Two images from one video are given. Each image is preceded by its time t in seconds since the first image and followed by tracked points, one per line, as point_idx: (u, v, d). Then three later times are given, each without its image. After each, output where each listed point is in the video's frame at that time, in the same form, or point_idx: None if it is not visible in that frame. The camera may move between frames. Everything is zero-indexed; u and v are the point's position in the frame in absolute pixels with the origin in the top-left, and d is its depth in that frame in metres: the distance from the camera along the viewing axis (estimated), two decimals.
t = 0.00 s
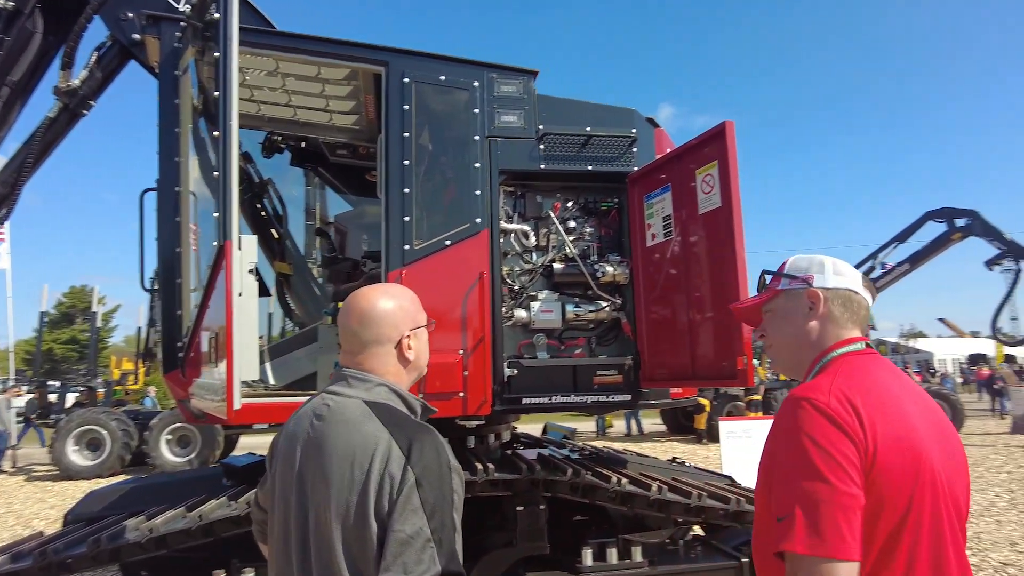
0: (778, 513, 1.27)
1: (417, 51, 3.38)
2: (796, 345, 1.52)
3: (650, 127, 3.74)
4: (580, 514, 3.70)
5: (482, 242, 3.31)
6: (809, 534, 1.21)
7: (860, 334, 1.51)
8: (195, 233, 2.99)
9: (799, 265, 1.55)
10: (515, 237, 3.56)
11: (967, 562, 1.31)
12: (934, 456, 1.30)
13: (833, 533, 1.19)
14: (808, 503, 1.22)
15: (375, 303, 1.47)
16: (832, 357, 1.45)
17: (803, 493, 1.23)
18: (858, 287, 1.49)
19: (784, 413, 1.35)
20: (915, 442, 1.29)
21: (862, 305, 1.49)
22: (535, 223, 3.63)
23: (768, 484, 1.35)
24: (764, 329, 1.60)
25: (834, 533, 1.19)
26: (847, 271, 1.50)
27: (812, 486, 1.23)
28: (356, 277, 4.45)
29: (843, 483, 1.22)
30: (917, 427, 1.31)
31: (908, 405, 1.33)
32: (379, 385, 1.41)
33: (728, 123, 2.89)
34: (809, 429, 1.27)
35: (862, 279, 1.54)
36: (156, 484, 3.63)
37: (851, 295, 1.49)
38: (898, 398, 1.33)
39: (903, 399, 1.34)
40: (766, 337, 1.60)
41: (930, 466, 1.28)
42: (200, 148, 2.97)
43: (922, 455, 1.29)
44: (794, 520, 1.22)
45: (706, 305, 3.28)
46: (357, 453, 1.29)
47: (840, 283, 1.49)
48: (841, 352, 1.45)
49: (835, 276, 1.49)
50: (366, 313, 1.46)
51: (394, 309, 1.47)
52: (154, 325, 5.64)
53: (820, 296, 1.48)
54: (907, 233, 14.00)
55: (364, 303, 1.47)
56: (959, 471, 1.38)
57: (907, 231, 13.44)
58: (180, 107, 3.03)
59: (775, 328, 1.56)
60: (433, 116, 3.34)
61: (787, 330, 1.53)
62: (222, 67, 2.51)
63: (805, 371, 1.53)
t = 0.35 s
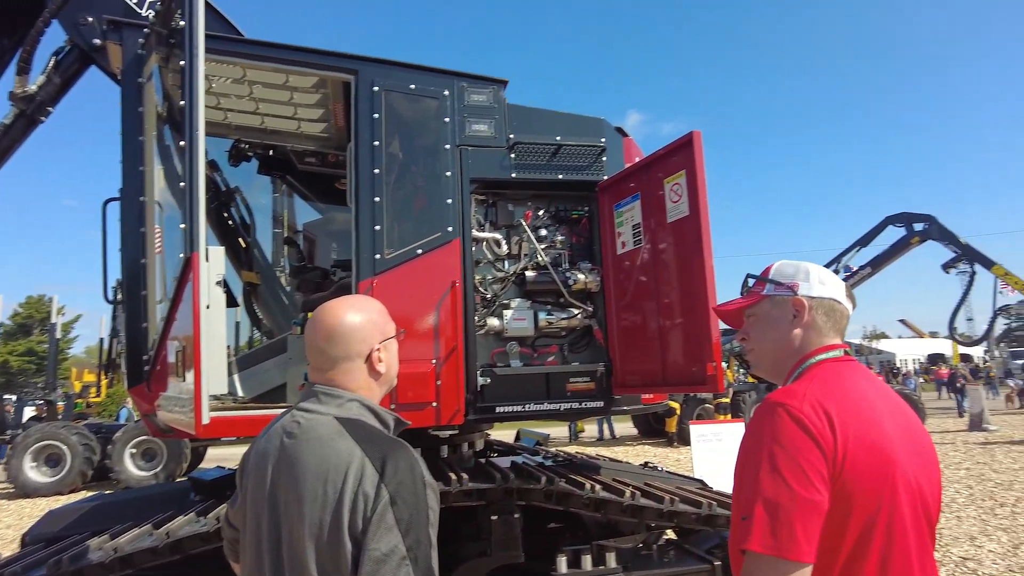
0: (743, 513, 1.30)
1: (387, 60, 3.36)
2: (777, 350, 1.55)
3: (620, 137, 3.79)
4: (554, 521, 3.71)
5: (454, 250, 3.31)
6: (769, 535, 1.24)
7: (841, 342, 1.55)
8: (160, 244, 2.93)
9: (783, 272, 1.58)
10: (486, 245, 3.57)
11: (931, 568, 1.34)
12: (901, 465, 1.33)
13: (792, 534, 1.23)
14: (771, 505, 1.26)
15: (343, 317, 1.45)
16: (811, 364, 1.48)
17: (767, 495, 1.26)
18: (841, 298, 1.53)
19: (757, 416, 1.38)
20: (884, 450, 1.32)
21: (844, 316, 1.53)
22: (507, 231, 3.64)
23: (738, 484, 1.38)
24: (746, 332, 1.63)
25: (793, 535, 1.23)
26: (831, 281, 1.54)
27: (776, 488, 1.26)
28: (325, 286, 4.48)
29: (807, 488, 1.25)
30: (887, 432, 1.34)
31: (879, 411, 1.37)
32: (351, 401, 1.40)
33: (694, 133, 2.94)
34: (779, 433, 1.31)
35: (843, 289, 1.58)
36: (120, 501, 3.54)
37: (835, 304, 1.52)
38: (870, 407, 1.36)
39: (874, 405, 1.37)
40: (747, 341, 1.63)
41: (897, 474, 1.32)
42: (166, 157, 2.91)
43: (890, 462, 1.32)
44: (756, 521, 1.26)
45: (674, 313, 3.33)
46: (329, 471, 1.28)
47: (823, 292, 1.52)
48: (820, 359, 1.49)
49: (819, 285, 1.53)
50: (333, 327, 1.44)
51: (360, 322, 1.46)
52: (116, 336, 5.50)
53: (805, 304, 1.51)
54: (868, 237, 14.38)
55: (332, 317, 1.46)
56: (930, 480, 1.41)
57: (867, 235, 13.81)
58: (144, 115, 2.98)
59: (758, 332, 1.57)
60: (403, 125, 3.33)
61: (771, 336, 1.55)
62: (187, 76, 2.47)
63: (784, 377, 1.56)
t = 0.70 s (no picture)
0: (736, 519, 1.30)
1: (369, 66, 3.36)
2: (756, 356, 1.57)
3: (601, 144, 3.82)
4: (537, 527, 3.70)
5: (436, 256, 3.31)
6: (765, 540, 1.24)
7: (817, 347, 1.57)
8: (137, 250, 2.90)
9: (759, 278, 1.60)
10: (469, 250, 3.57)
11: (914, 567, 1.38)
12: (884, 467, 1.36)
13: (787, 539, 1.23)
14: (765, 510, 1.26)
15: (324, 324, 1.45)
16: (791, 369, 1.50)
17: (761, 501, 1.27)
18: (816, 303, 1.56)
19: (746, 422, 1.39)
20: (868, 453, 1.35)
21: (820, 320, 1.56)
22: (489, 237, 3.64)
23: (728, 490, 1.38)
24: (723, 339, 1.65)
25: (787, 539, 1.23)
26: (804, 286, 1.57)
27: (769, 493, 1.27)
28: (306, 293, 4.42)
29: (799, 492, 1.26)
30: (870, 436, 1.37)
31: (861, 415, 1.40)
32: (333, 408, 1.40)
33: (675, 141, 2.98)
34: (769, 438, 1.32)
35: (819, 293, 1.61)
36: (95, 511, 3.47)
37: (810, 310, 1.55)
38: (853, 410, 1.39)
39: (857, 409, 1.40)
40: (725, 347, 1.65)
41: (881, 476, 1.35)
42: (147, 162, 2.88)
43: (874, 465, 1.35)
44: (751, 527, 1.26)
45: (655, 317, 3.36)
46: (310, 478, 1.27)
47: (799, 298, 1.55)
48: (801, 363, 1.51)
49: (795, 291, 1.55)
50: (315, 334, 1.43)
51: (343, 328, 1.45)
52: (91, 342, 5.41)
53: (782, 310, 1.53)
54: (845, 243, 14.61)
55: (312, 324, 1.45)
56: (908, 481, 1.44)
57: (844, 241, 14.03)
58: (121, 119, 2.94)
59: (736, 339, 1.60)
60: (385, 131, 3.32)
61: (748, 342, 1.57)
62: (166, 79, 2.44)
63: (762, 382, 1.59)
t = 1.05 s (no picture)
0: (729, 521, 1.31)
1: (357, 67, 3.35)
2: (740, 359, 1.59)
3: (586, 148, 3.85)
4: (521, 530, 3.71)
5: (423, 258, 3.30)
6: (758, 541, 1.25)
7: (800, 350, 1.59)
8: (120, 249, 2.89)
9: (742, 283, 1.62)
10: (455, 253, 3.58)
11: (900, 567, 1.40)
12: (871, 469, 1.39)
13: (779, 539, 1.25)
14: (758, 512, 1.27)
15: (310, 324, 1.44)
16: (776, 372, 1.52)
17: (753, 502, 1.28)
18: (798, 307, 1.59)
19: (736, 424, 1.40)
20: (855, 455, 1.37)
21: (802, 324, 1.59)
22: (475, 239, 3.65)
23: (718, 492, 1.39)
24: (707, 342, 1.66)
25: (780, 540, 1.25)
26: (785, 291, 1.59)
27: (762, 495, 1.28)
28: (290, 294, 4.42)
29: (791, 493, 1.28)
30: (857, 438, 1.40)
31: (848, 418, 1.42)
32: (319, 409, 1.40)
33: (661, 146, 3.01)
34: (760, 440, 1.33)
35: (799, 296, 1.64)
36: (73, 514, 3.42)
37: (793, 313, 1.58)
38: (840, 413, 1.41)
39: (844, 412, 1.43)
40: (709, 351, 1.66)
41: (868, 478, 1.37)
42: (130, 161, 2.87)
43: (861, 467, 1.37)
44: (744, 528, 1.27)
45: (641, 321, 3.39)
46: (297, 479, 1.27)
47: (781, 302, 1.57)
48: (785, 366, 1.53)
49: (776, 295, 1.58)
50: (301, 335, 1.43)
51: (330, 329, 1.45)
52: (70, 344, 5.32)
53: (765, 314, 1.55)
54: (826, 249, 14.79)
55: (299, 324, 1.44)
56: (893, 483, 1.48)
57: (825, 247, 14.20)
58: (104, 117, 2.91)
59: (720, 343, 1.62)
60: (372, 133, 3.31)
61: (732, 346, 1.59)
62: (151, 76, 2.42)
63: (746, 385, 1.61)
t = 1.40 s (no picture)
0: (719, 513, 1.31)
1: (348, 63, 3.34)
2: (732, 353, 1.59)
3: (578, 147, 3.86)
4: (510, 528, 3.70)
5: (414, 255, 3.30)
6: (747, 532, 1.25)
7: (791, 344, 1.60)
8: (108, 246, 2.85)
9: (734, 278, 1.62)
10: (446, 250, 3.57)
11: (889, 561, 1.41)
12: (860, 462, 1.39)
13: (768, 530, 1.25)
14: (747, 503, 1.27)
15: (301, 315, 1.43)
16: (768, 365, 1.53)
17: (742, 494, 1.28)
18: (790, 300, 1.60)
19: (726, 417, 1.40)
20: (845, 448, 1.38)
21: (795, 318, 1.60)
22: (466, 237, 3.64)
23: (709, 485, 1.39)
24: (700, 337, 1.67)
25: (769, 531, 1.25)
26: (778, 284, 1.60)
27: (751, 486, 1.28)
28: (280, 290, 4.40)
29: (780, 485, 1.28)
30: (847, 431, 1.40)
31: (838, 411, 1.43)
32: (309, 400, 1.39)
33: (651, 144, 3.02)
34: (749, 432, 1.33)
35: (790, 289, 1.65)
36: (57, 512, 3.38)
37: (785, 306, 1.59)
38: (830, 406, 1.42)
39: (833, 405, 1.43)
40: (702, 346, 1.67)
41: (857, 471, 1.38)
42: (118, 154, 2.84)
43: (851, 460, 1.38)
44: (733, 520, 1.27)
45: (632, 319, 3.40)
46: (285, 470, 1.25)
47: (774, 295, 1.58)
48: (776, 360, 1.54)
49: (769, 289, 1.58)
50: (291, 327, 1.42)
51: (321, 320, 1.44)
52: (56, 341, 5.26)
53: (758, 308, 1.56)
54: (814, 252, 14.89)
55: (289, 315, 1.43)
56: (883, 477, 1.48)
57: (814, 250, 14.31)
58: (92, 110, 2.89)
59: (713, 337, 1.62)
60: (363, 129, 3.30)
61: (725, 340, 1.60)
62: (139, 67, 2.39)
63: (739, 378, 1.61)
